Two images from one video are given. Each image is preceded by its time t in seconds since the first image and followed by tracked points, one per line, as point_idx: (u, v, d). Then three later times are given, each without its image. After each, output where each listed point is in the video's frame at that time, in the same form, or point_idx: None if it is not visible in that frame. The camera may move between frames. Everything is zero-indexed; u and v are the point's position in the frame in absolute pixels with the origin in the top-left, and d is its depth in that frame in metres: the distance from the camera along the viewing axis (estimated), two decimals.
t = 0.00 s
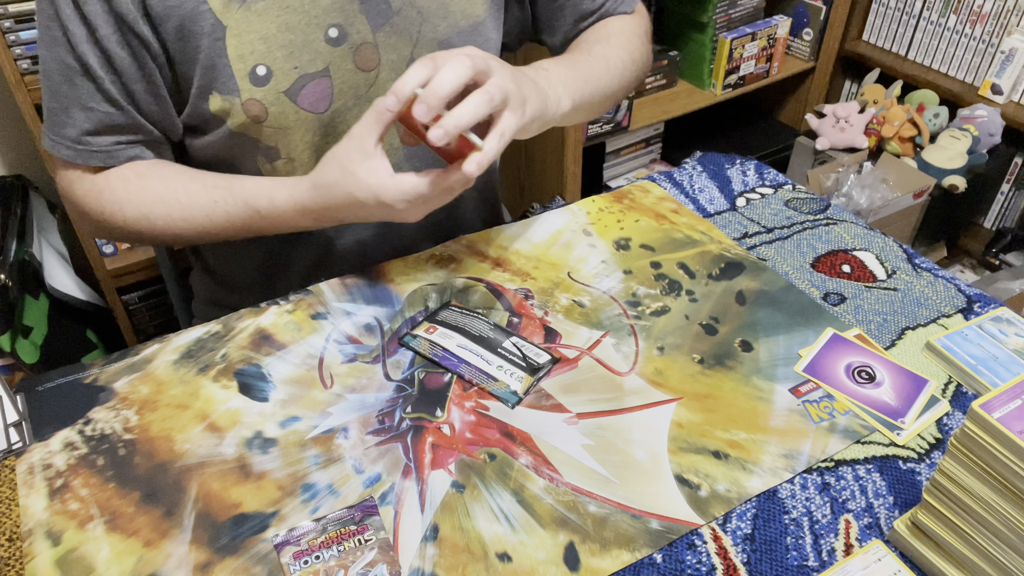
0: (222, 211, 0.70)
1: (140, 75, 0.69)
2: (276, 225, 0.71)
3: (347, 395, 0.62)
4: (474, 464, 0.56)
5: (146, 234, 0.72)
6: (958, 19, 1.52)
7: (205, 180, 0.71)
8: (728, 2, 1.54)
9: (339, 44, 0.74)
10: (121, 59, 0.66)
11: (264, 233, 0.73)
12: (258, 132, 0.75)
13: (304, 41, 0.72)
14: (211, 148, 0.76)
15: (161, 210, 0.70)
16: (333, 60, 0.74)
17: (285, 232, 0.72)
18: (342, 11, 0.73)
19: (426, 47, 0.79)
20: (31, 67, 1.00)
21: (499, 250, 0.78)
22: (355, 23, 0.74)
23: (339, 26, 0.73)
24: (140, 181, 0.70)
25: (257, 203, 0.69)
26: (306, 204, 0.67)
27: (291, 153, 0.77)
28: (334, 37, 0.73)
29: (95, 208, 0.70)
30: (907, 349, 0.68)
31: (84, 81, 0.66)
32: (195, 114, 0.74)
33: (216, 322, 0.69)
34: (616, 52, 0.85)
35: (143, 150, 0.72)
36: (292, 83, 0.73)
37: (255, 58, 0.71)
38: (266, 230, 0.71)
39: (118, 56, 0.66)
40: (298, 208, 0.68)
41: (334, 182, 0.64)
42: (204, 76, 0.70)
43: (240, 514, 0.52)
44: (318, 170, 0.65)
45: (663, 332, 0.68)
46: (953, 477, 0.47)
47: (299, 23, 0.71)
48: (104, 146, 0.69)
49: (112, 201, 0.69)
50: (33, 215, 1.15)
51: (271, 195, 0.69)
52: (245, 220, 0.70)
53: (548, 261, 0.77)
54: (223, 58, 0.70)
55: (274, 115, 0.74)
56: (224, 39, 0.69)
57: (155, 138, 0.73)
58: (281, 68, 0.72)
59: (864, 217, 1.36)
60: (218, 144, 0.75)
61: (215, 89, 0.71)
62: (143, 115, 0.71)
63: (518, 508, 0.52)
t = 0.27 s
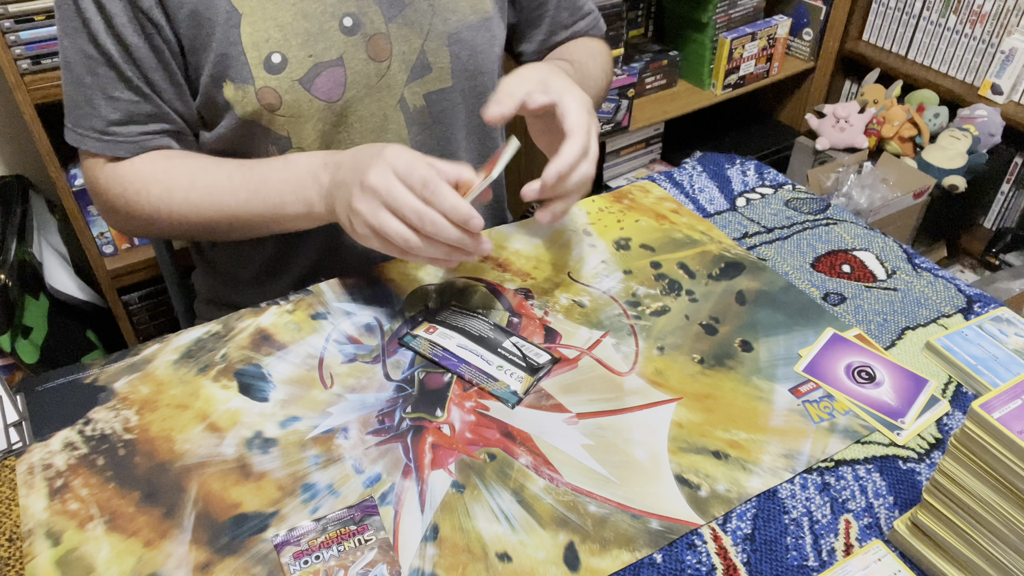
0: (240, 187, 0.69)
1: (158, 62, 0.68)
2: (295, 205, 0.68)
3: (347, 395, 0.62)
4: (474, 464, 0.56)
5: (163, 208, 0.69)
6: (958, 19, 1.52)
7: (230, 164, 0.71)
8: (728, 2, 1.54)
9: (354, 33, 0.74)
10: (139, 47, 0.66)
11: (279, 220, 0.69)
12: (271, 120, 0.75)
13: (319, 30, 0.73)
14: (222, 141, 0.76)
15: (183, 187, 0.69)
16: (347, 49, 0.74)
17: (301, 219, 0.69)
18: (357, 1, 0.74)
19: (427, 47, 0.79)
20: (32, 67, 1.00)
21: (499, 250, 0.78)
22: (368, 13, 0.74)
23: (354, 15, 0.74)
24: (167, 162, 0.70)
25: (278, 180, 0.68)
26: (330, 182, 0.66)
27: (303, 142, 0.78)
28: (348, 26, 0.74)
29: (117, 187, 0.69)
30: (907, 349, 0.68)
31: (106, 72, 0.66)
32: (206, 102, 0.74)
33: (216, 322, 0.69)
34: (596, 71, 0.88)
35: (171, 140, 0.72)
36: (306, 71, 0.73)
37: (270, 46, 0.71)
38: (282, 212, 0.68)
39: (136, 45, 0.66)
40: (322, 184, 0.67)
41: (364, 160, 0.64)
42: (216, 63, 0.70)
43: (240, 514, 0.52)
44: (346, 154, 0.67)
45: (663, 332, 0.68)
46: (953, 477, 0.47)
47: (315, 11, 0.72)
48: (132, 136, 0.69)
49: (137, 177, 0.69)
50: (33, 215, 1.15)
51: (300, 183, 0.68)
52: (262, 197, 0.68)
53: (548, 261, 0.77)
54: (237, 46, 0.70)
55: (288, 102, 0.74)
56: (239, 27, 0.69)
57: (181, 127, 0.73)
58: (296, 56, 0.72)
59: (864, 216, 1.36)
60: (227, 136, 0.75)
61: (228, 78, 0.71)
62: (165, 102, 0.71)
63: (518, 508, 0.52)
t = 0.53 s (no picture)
0: (246, 183, 0.69)
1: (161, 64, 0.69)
2: (302, 199, 0.69)
3: (347, 395, 0.62)
4: (474, 464, 0.56)
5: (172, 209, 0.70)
6: (958, 19, 1.52)
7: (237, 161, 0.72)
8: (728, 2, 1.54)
9: (348, 39, 0.74)
10: (143, 50, 0.67)
11: (285, 214, 0.70)
12: (265, 126, 0.75)
13: (312, 36, 0.72)
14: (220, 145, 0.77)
15: (192, 185, 0.70)
16: (342, 54, 0.74)
17: (307, 213, 0.70)
18: (351, 6, 0.73)
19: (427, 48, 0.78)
20: (32, 67, 1.00)
21: (499, 250, 0.78)
22: (363, 19, 0.74)
23: (348, 21, 0.73)
24: (175, 161, 0.71)
25: (286, 175, 0.69)
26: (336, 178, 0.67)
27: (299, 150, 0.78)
28: (342, 32, 0.73)
29: (124, 186, 0.70)
30: (907, 349, 0.68)
31: (112, 75, 0.66)
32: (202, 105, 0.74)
33: (216, 322, 0.69)
34: (601, 88, 0.88)
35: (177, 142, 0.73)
36: (300, 77, 0.73)
37: (264, 51, 0.71)
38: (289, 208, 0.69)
39: (140, 48, 0.67)
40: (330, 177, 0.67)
41: (381, 160, 0.65)
42: (212, 67, 0.70)
43: (240, 513, 0.52)
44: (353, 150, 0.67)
45: (663, 332, 0.68)
46: (953, 477, 0.47)
47: (309, 16, 0.71)
48: (138, 138, 0.70)
49: (145, 176, 0.70)
50: (33, 215, 1.15)
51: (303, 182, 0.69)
52: (267, 193, 0.69)
53: (548, 261, 0.77)
54: (231, 51, 0.70)
55: (281, 109, 0.74)
56: (233, 31, 0.69)
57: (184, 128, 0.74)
58: (290, 62, 0.72)
59: (864, 217, 1.36)
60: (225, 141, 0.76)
61: (222, 83, 0.71)
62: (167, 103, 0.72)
63: (518, 508, 0.52)
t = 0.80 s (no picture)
0: (237, 239, 0.72)
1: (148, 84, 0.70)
2: (289, 247, 0.73)
3: (347, 395, 0.62)
4: (474, 464, 0.56)
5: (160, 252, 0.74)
6: (958, 19, 1.52)
7: (217, 204, 0.72)
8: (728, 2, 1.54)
9: (337, 50, 0.74)
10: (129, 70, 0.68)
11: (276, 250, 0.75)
12: (256, 140, 0.75)
13: (301, 49, 0.72)
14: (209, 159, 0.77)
15: (177, 235, 0.72)
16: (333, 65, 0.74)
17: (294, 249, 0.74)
18: (339, 16, 0.73)
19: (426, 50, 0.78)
20: (32, 67, 1.00)
21: (499, 250, 0.78)
22: (352, 29, 0.74)
23: (336, 33, 0.73)
24: (152, 204, 0.71)
25: (272, 234, 0.71)
26: (324, 228, 0.69)
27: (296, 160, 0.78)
28: (331, 44, 0.73)
29: (109, 224, 0.72)
30: (907, 349, 0.68)
31: (93, 96, 0.66)
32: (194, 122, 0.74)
33: (216, 322, 0.69)
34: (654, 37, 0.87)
35: (156, 164, 0.73)
36: (290, 90, 0.73)
37: (252, 65, 0.71)
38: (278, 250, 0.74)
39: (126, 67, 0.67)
40: (313, 234, 0.70)
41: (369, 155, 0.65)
42: (204, 81, 0.71)
43: (240, 514, 0.52)
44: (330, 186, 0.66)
45: (663, 332, 0.68)
46: (952, 477, 0.47)
47: (297, 29, 0.71)
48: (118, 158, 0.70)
49: (129, 222, 0.71)
50: (33, 215, 1.15)
51: (289, 224, 0.71)
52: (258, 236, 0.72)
53: (548, 261, 0.77)
54: (221, 65, 0.70)
55: (272, 122, 0.74)
56: (222, 46, 0.69)
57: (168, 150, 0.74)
58: (280, 75, 0.72)
59: (864, 217, 1.36)
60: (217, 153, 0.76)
61: (214, 98, 0.71)
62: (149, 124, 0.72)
63: (518, 508, 0.52)
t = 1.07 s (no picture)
0: (252, 240, 0.73)
1: (152, 93, 0.70)
2: (304, 246, 0.73)
3: (347, 395, 0.62)
4: (474, 464, 0.56)
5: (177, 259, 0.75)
6: (958, 19, 1.52)
7: (228, 207, 0.73)
8: (728, 2, 1.54)
9: (335, 52, 0.74)
10: (131, 80, 0.67)
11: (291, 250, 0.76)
12: (259, 144, 0.75)
13: (300, 52, 0.72)
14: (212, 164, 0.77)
15: (191, 241, 0.73)
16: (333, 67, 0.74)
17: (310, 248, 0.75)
18: (337, 19, 0.73)
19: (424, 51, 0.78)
20: (31, 67, 1.00)
21: (499, 250, 0.78)
22: (350, 31, 0.74)
23: (335, 34, 0.73)
24: (163, 211, 0.72)
25: (286, 233, 0.72)
26: (338, 225, 0.70)
27: (297, 160, 0.78)
28: (330, 46, 0.73)
29: (121, 235, 0.72)
30: (907, 349, 0.68)
31: (96, 107, 0.67)
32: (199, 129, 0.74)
33: (216, 322, 0.69)
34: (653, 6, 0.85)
35: (164, 173, 0.74)
36: (290, 94, 0.73)
37: (252, 70, 0.70)
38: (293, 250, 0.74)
39: (128, 77, 0.67)
40: (328, 231, 0.70)
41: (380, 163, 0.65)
42: (204, 89, 0.70)
43: (240, 514, 0.52)
44: (342, 187, 0.67)
45: (663, 332, 0.68)
46: (953, 477, 0.47)
47: (294, 33, 0.71)
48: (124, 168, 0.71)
49: (142, 232, 0.72)
50: (33, 215, 1.15)
51: (304, 223, 0.71)
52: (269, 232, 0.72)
53: (548, 261, 0.77)
54: (222, 71, 0.70)
55: (274, 126, 0.74)
56: (222, 53, 0.69)
57: (174, 157, 0.74)
58: (279, 79, 0.72)
59: (864, 217, 1.36)
60: (221, 158, 0.76)
61: (214, 104, 0.71)
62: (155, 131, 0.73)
63: (518, 508, 0.52)
